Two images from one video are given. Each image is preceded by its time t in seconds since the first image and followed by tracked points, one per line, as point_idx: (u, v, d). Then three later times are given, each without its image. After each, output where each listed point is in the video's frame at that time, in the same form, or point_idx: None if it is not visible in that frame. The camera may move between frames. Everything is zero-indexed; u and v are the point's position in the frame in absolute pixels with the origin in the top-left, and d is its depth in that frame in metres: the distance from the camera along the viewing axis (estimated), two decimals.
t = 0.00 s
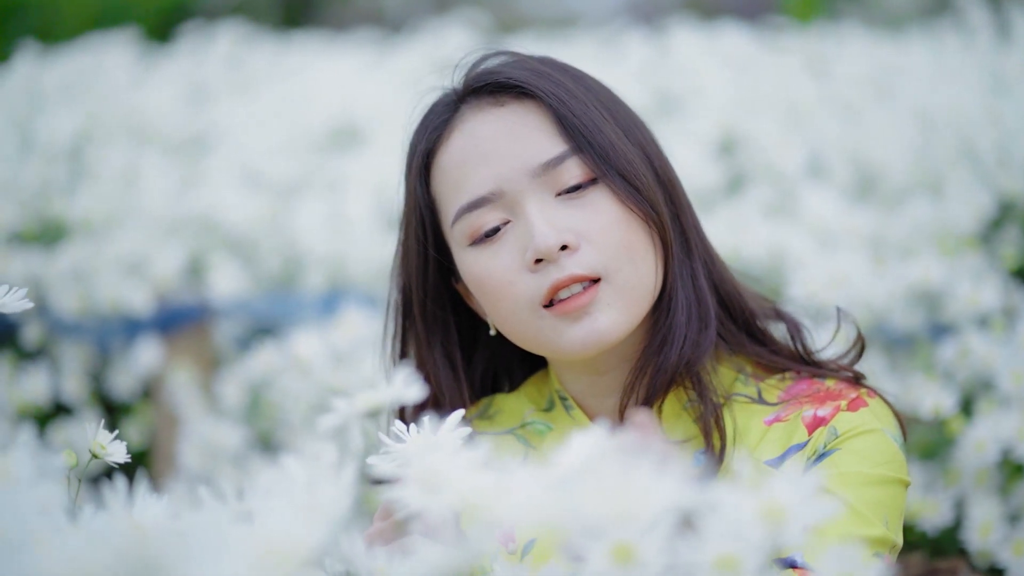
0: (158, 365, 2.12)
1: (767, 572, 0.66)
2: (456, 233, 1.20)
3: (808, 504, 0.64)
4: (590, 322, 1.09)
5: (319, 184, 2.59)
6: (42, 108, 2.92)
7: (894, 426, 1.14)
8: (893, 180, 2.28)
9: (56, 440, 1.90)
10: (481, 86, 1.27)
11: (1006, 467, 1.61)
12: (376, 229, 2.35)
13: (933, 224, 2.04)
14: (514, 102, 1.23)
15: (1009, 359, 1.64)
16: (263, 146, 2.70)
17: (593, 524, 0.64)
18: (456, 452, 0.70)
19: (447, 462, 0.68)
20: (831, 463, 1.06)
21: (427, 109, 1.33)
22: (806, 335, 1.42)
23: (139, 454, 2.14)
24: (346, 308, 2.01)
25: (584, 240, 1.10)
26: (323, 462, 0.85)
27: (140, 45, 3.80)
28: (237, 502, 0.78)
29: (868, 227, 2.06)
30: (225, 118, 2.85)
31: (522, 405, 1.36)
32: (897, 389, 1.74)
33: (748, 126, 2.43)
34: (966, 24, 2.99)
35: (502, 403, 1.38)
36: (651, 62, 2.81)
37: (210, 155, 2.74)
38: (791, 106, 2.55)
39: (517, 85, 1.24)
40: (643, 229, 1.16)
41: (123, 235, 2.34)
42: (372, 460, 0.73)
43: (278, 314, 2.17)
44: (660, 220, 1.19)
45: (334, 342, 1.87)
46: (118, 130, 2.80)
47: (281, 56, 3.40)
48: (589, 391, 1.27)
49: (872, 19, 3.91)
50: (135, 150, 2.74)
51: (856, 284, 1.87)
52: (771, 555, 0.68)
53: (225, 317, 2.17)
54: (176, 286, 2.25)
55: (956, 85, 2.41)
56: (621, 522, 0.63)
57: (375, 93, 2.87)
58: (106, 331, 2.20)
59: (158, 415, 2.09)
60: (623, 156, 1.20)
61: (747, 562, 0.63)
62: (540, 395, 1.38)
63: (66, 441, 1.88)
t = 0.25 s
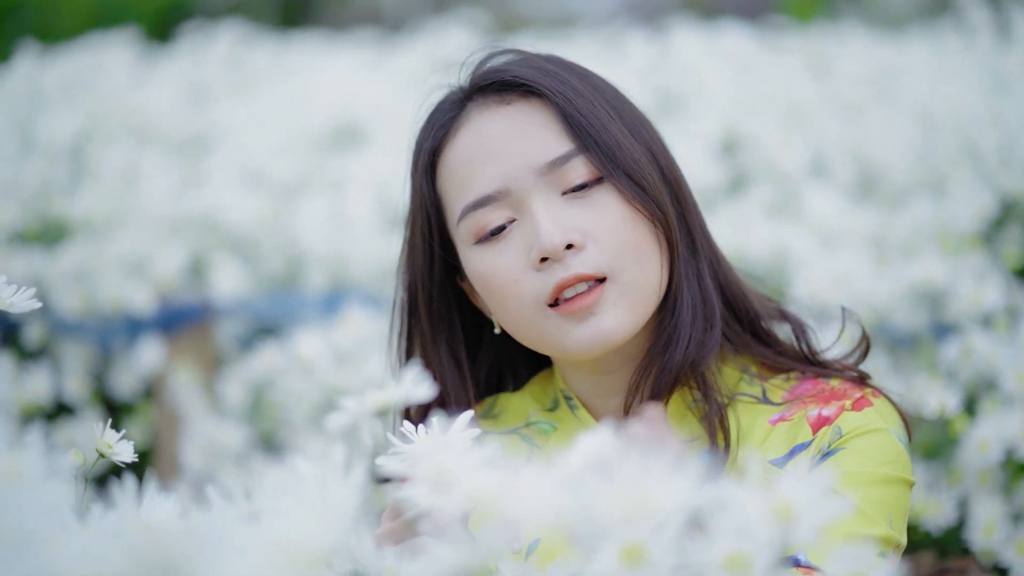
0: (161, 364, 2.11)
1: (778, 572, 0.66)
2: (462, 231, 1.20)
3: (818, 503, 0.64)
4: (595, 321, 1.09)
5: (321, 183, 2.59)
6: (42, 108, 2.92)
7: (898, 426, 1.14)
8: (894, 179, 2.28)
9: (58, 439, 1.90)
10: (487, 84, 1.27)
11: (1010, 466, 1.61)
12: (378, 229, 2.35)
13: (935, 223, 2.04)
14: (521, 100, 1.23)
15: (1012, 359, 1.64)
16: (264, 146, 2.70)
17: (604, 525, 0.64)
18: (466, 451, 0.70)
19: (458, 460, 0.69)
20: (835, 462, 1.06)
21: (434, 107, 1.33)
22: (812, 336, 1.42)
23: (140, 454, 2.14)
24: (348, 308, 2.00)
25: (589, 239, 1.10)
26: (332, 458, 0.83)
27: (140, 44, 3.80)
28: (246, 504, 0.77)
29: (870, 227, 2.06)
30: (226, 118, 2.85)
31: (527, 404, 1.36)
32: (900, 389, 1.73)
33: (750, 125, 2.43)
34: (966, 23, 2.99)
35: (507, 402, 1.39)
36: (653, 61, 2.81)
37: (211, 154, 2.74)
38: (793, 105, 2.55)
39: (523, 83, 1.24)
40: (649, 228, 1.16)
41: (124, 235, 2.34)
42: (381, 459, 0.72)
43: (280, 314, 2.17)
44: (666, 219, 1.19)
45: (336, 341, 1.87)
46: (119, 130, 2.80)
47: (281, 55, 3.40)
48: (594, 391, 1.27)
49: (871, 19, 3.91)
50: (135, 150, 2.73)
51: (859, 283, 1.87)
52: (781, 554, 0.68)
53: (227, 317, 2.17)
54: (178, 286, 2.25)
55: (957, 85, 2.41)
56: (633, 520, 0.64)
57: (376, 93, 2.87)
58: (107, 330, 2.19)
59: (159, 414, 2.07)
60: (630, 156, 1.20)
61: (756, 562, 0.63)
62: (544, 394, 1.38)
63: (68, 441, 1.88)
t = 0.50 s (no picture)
0: (163, 364, 2.11)
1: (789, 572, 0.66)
2: (467, 229, 1.20)
3: (830, 503, 0.64)
4: (600, 320, 1.09)
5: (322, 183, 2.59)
6: (43, 107, 2.92)
7: (904, 426, 1.14)
8: (897, 178, 2.28)
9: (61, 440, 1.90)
10: (494, 82, 1.27)
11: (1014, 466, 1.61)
12: (380, 229, 2.35)
13: (937, 223, 2.04)
14: (528, 98, 1.22)
15: (1016, 358, 1.64)
16: (266, 146, 2.70)
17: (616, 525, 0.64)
18: (476, 451, 0.70)
19: (468, 460, 0.69)
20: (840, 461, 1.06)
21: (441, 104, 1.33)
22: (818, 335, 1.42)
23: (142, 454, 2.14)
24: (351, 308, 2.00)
25: (595, 238, 1.10)
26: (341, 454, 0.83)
27: (140, 43, 3.80)
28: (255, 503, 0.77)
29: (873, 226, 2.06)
30: (227, 117, 2.85)
31: (533, 403, 1.36)
32: (904, 388, 1.73)
33: (752, 125, 2.43)
34: (967, 22, 2.99)
35: (512, 400, 1.39)
36: (654, 60, 2.80)
37: (213, 154, 2.74)
38: (795, 105, 2.55)
39: (530, 80, 1.23)
40: (655, 227, 1.16)
41: (126, 235, 2.34)
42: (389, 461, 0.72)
43: (282, 313, 2.17)
44: (673, 218, 1.19)
45: (339, 341, 1.87)
46: (120, 130, 2.79)
47: (282, 55, 3.39)
48: (599, 390, 1.27)
49: (872, 18, 3.91)
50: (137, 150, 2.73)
51: (862, 283, 1.87)
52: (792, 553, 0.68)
53: (229, 316, 2.17)
54: (180, 285, 2.25)
55: (959, 84, 2.41)
56: (642, 515, 0.63)
57: (377, 92, 2.87)
58: (108, 330, 2.19)
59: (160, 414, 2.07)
60: (636, 154, 1.20)
61: (766, 561, 0.62)
62: (550, 393, 1.38)
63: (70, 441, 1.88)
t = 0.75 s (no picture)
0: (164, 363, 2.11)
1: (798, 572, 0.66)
2: (473, 224, 1.20)
3: (839, 501, 0.64)
4: (605, 317, 1.09)
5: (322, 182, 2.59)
6: (42, 106, 2.91)
7: (910, 425, 1.14)
8: (898, 177, 2.28)
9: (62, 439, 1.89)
10: (501, 78, 1.27)
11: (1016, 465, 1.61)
12: (381, 229, 2.35)
13: (938, 222, 2.04)
14: (535, 94, 1.22)
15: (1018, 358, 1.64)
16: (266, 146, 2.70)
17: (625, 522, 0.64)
18: (483, 451, 0.70)
19: (475, 459, 0.69)
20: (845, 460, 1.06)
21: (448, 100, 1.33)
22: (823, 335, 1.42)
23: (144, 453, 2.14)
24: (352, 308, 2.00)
25: (601, 234, 1.10)
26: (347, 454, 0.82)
27: (139, 42, 3.79)
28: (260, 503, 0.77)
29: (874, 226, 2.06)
30: (227, 117, 2.84)
31: (538, 402, 1.37)
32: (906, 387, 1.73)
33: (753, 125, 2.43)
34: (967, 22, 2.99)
35: (518, 398, 1.39)
36: (654, 60, 2.80)
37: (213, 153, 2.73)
38: (796, 104, 2.55)
39: (537, 77, 1.23)
40: (661, 224, 1.16)
41: (126, 234, 2.34)
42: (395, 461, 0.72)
43: (283, 313, 2.17)
44: (679, 215, 1.19)
45: (340, 341, 1.87)
46: (120, 129, 2.79)
47: (282, 54, 3.39)
48: (604, 387, 1.26)
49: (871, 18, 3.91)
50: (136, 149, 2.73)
51: (863, 283, 1.87)
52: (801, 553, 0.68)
53: (230, 316, 2.17)
54: (181, 284, 2.25)
55: (960, 84, 2.41)
56: (656, 516, 0.64)
57: (377, 92, 2.86)
58: (109, 330, 2.18)
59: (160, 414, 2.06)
60: (642, 151, 1.20)
61: (776, 560, 0.63)
62: (556, 391, 1.38)
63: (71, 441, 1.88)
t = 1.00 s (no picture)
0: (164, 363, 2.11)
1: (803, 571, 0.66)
2: (479, 220, 1.20)
3: (848, 501, 0.63)
4: (609, 314, 1.08)
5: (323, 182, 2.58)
6: (42, 106, 2.90)
7: (916, 426, 1.13)
8: (899, 177, 2.27)
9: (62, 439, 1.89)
10: (510, 74, 1.26)
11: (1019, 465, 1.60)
12: (382, 228, 2.35)
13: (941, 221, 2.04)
14: (543, 90, 1.22)
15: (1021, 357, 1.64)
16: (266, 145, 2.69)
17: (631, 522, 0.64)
18: (490, 450, 0.70)
19: (483, 456, 0.68)
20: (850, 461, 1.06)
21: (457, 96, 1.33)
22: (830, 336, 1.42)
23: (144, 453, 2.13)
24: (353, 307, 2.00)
25: (606, 231, 1.10)
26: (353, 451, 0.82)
27: (138, 41, 3.79)
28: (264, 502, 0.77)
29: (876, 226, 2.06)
30: (228, 116, 2.84)
31: (544, 400, 1.37)
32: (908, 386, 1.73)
33: (754, 124, 2.42)
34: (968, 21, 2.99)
35: (523, 395, 1.39)
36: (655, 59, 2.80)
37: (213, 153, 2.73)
38: (797, 103, 2.54)
39: (546, 73, 1.23)
40: (668, 222, 1.15)
41: (126, 234, 2.33)
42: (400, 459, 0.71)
43: (284, 312, 2.16)
44: (686, 214, 1.18)
45: (342, 341, 1.87)
46: (120, 128, 2.78)
47: (282, 53, 3.38)
48: (609, 386, 1.26)
49: (871, 18, 3.91)
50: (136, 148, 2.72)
51: (866, 282, 1.87)
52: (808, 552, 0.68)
53: (230, 316, 2.16)
54: (181, 284, 2.25)
55: (961, 84, 2.41)
56: (665, 516, 0.63)
57: (378, 91, 2.86)
58: (109, 329, 2.18)
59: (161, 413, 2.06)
60: (649, 150, 1.20)
61: (782, 560, 0.62)
62: (561, 389, 1.38)
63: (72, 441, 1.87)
